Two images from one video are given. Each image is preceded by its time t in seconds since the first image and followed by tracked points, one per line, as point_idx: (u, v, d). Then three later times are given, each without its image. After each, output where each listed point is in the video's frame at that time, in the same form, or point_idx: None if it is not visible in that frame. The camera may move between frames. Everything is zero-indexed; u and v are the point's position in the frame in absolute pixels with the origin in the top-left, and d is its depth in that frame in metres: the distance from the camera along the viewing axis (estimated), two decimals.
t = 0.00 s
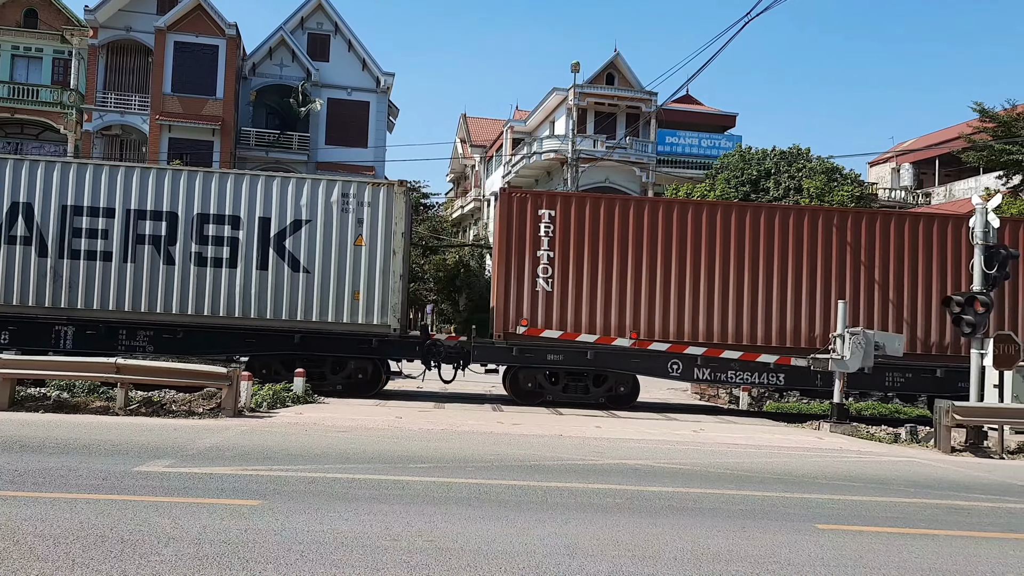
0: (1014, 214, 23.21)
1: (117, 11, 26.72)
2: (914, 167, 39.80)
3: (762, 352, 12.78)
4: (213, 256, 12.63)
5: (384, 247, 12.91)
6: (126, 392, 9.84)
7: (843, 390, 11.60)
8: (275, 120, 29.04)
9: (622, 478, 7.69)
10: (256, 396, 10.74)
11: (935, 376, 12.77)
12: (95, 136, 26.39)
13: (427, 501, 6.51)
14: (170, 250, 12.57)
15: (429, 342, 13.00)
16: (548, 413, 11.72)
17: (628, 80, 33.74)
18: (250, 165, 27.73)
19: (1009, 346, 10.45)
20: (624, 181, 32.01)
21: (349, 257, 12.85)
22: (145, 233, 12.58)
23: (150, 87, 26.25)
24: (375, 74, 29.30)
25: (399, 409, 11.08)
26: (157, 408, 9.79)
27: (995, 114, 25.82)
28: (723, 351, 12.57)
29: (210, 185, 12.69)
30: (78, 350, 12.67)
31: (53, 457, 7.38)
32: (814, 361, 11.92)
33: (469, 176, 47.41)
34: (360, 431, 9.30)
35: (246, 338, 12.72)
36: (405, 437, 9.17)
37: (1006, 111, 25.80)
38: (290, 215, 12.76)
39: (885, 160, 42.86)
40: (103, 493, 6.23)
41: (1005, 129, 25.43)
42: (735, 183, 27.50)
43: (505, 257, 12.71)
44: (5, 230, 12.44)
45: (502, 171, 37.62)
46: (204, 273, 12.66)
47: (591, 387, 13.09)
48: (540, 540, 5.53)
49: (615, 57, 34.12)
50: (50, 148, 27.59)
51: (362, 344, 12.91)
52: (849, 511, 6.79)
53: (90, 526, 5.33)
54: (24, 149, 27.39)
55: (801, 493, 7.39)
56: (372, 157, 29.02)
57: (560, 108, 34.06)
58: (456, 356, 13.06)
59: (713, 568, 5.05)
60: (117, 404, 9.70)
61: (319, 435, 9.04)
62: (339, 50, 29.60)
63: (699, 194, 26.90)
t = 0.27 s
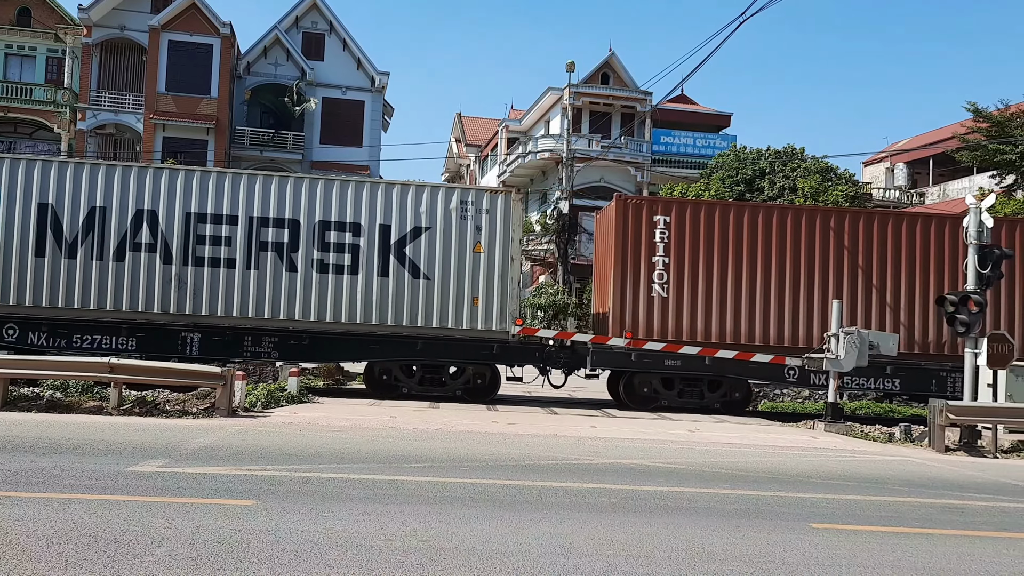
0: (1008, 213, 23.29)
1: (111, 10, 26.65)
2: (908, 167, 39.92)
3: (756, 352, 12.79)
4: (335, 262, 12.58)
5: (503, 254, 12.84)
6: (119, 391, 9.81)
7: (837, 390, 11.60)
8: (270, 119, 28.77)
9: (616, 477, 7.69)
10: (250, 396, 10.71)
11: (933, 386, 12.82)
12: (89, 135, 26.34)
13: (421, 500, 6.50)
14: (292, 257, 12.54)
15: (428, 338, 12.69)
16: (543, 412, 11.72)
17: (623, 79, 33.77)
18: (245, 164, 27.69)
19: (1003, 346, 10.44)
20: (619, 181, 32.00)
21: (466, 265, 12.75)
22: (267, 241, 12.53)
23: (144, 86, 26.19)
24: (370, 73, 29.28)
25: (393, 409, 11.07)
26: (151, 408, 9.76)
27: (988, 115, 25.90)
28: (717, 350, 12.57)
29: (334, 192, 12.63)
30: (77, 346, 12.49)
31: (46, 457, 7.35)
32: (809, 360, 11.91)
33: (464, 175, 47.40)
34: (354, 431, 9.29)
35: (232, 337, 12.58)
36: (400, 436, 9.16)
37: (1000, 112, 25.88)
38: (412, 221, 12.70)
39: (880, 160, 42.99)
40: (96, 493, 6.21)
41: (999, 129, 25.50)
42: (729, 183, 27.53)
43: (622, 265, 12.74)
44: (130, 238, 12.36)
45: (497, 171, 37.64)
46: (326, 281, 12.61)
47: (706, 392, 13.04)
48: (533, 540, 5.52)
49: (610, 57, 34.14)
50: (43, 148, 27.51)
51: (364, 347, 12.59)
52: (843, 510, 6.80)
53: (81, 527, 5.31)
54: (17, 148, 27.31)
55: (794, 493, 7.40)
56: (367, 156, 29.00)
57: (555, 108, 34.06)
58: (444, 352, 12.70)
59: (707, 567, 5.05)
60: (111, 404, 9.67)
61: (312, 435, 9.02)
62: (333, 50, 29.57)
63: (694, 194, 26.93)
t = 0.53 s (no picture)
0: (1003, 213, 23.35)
1: (107, 9, 26.59)
2: (904, 167, 40.01)
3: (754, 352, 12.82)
4: (456, 269, 12.62)
5: (620, 262, 12.88)
6: (116, 392, 9.79)
7: (833, 390, 11.61)
8: (266, 118, 28.81)
9: (612, 477, 7.70)
10: (246, 396, 10.70)
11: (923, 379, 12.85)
12: (84, 134, 26.29)
13: (418, 500, 6.50)
14: (415, 263, 12.56)
15: (437, 341, 12.66)
16: (540, 412, 11.72)
17: (620, 79, 33.78)
18: (241, 164, 27.65)
19: (999, 345, 10.47)
20: (615, 181, 31.91)
21: (583, 271, 12.78)
22: (390, 247, 12.56)
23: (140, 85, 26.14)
24: (367, 73, 29.26)
25: (390, 409, 11.06)
26: (147, 408, 9.75)
27: (984, 115, 25.96)
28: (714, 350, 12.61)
29: (462, 199, 12.71)
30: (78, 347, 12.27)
31: (42, 458, 7.33)
32: (805, 360, 11.96)
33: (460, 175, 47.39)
34: (351, 431, 9.28)
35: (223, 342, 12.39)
36: (396, 436, 9.15)
37: (996, 111, 25.94)
38: (531, 229, 12.76)
39: (875, 159, 43.08)
40: (92, 493, 6.20)
41: (994, 129, 25.55)
42: (726, 182, 27.59)
43: (739, 272, 12.81)
44: (255, 245, 12.35)
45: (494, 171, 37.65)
46: (449, 288, 12.65)
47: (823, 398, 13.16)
48: (530, 539, 5.52)
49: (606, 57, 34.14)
50: (39, 148, 27.46)
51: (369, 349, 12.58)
52: (839, 510, 6.81)
53: (77, 528, 5.29)
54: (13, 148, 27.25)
55: (791, 492, 7.41)
56: (364, 156, 28.98)
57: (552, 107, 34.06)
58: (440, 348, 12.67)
59: (703, 567, 5.05)
60: (107, 405, 9.65)
61: (309, 435, 9.01)
62: (329, 49, 29.54)
63: (691, 194, 26.96)
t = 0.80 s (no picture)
0: (999, 212, 23.41)
1: (103, 9, 26.52)
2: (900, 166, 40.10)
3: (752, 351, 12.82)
4: (575, 275, 12.67)
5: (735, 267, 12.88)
6: (112, 392, 9.78)
7: (830, 388, 11.64)
8: (263, 118, 28.72)
9: (609, 476, 7.71)
10: (244, 396, 10.69)
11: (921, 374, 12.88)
12: (81, 134, 26.23)
13: (415, 500, 6.50)
14: (535, 270, 12.63)
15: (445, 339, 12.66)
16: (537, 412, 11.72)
17: (617, 78, 33.79)
18: (238, 164, 27.61)
19: (995, 343, 10.49)
20: (612, 180, 31.99)
21: (703, 277, 12.82)
22: (512, 253, 12.64)
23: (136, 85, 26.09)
24: (364, 72, 29.23)
25: (388, 409, 11.05)
26: (143, 409, 9.74)
27: (980, 114, 26.00)
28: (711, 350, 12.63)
29: (575, 208, 12.74)
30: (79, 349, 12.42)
31: (38, 458, 7.31)
32: (802, 358, 12.00)
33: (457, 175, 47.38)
34: (348, 431, 9.27)
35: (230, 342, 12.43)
36: (394, 436, 9.15)
37: (992, 111, 26.00)
38: (650, 235, 12.77)
39: (872, 159, 43.17)
40: (88, 494, 6.19)
41: (990, 128, 25.60)
42: (722, 181, 27.68)
43: (852, 278, 12.85)
44: (381, 252, 12.46)
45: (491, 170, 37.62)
46: (567, 293, 12.72)
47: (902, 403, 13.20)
48: (527, 539, 5.52)
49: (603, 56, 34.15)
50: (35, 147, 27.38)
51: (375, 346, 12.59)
52: (836, 509, 6.82)
53: (73, 529, 5.27)
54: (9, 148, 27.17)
55: (788, 491, 7.41)
56: (360, 156, 28.96)
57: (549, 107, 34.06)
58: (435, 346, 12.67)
59: (700, 567, 5.06)
60: (103, 405, 9.63)
61: (306, 435, 9.00)
62: (326, 48, 29.51)
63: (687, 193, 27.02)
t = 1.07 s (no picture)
0: (996, 211, 23.45)
1: (99, 9, 26.50)
2: (897, 165, 40.17)
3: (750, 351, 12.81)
4: (693, 281, 12.74)
5: (853, 274, 12.97)
6: (109, 392, 9.77)
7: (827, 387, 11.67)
8: (259, 118, 28.75)
9: (607, 475, 7.71)
10: (241, 396, 10.70)
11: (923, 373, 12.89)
12: (77, 134, 26.21)
13: (412, 500, 6.50)
14: (654, 276, 12.69)
15: (450, 339, 12.58)
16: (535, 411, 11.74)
17: (614, 78, 33.80)
18: (236, 163, 27.60)
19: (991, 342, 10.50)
20: (609, 180, 32.02)
21: (817, 281, 12.93)
22: (629, 260, 12.70)
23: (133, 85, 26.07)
24: (361, 72, 29.20)
25: (386, 408, 11.04)
26: (141, 409, 9.73)
27: (977, 113, 26.03)
28: (709, 349, 12.61)
29: (675, 213, 12.79)
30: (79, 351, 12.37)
31: (36, 459, 7.30)
32: (799, 357, 12.01)
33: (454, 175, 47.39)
34: (346, 430, 9.27)
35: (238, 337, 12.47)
36: (391, 436, 9.14)
37: (988, 110, 26.03)
38: (765, 241, 12.82)
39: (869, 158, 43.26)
40: (85, 494, 6.19)
41: (987, 127, 25.62)
42: (720, 180, 27.76)
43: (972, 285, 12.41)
44: (502, 258, 12.53)
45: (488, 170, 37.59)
46: (686, 298, 12.78)
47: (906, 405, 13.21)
48: (525, 538, 5.53)
49: (600, 56, 34.14)
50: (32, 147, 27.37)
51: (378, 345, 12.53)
52: (834, 507, 6.82)
53: (72, 529, 5.27)
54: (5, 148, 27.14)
55: (786, 490, 7.42)
56: (358, 156, 28.94)
57: (546, 106, 34.05)
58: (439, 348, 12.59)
59: (697, 565, 5.07)
60: (101, 405, 9.63)
61: (302, 434, 9.00)
62: (323, 48, 29.48)
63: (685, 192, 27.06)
